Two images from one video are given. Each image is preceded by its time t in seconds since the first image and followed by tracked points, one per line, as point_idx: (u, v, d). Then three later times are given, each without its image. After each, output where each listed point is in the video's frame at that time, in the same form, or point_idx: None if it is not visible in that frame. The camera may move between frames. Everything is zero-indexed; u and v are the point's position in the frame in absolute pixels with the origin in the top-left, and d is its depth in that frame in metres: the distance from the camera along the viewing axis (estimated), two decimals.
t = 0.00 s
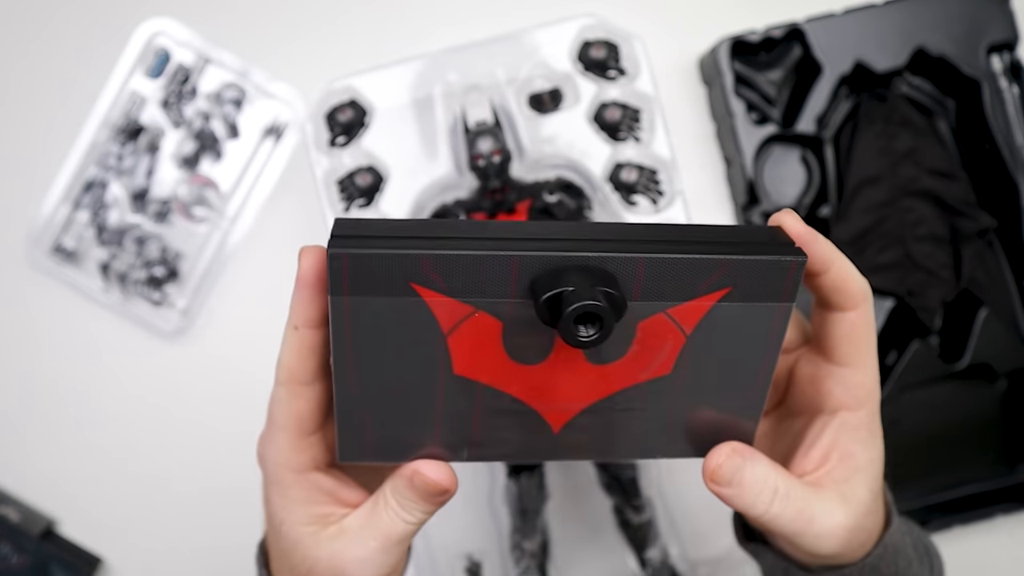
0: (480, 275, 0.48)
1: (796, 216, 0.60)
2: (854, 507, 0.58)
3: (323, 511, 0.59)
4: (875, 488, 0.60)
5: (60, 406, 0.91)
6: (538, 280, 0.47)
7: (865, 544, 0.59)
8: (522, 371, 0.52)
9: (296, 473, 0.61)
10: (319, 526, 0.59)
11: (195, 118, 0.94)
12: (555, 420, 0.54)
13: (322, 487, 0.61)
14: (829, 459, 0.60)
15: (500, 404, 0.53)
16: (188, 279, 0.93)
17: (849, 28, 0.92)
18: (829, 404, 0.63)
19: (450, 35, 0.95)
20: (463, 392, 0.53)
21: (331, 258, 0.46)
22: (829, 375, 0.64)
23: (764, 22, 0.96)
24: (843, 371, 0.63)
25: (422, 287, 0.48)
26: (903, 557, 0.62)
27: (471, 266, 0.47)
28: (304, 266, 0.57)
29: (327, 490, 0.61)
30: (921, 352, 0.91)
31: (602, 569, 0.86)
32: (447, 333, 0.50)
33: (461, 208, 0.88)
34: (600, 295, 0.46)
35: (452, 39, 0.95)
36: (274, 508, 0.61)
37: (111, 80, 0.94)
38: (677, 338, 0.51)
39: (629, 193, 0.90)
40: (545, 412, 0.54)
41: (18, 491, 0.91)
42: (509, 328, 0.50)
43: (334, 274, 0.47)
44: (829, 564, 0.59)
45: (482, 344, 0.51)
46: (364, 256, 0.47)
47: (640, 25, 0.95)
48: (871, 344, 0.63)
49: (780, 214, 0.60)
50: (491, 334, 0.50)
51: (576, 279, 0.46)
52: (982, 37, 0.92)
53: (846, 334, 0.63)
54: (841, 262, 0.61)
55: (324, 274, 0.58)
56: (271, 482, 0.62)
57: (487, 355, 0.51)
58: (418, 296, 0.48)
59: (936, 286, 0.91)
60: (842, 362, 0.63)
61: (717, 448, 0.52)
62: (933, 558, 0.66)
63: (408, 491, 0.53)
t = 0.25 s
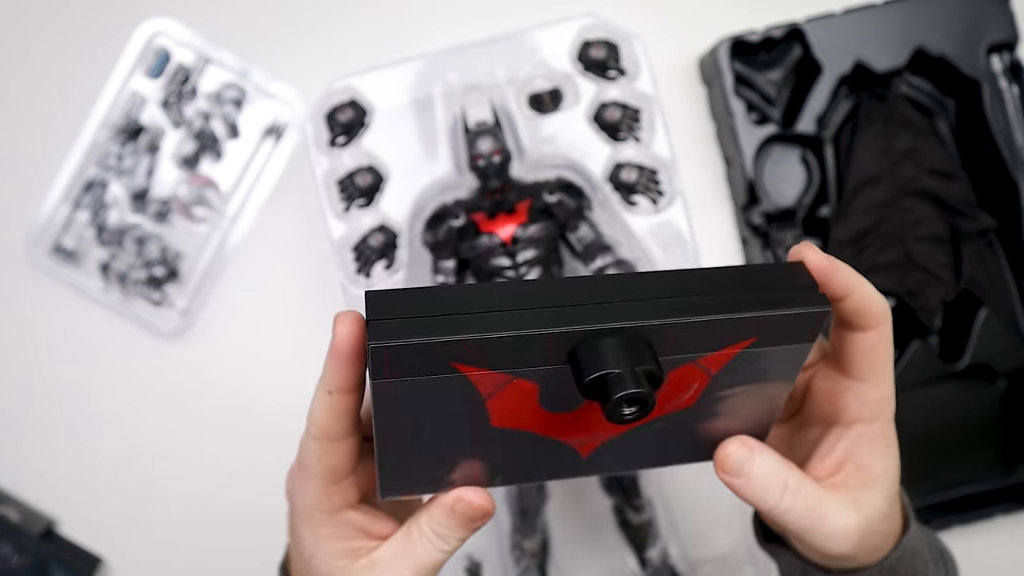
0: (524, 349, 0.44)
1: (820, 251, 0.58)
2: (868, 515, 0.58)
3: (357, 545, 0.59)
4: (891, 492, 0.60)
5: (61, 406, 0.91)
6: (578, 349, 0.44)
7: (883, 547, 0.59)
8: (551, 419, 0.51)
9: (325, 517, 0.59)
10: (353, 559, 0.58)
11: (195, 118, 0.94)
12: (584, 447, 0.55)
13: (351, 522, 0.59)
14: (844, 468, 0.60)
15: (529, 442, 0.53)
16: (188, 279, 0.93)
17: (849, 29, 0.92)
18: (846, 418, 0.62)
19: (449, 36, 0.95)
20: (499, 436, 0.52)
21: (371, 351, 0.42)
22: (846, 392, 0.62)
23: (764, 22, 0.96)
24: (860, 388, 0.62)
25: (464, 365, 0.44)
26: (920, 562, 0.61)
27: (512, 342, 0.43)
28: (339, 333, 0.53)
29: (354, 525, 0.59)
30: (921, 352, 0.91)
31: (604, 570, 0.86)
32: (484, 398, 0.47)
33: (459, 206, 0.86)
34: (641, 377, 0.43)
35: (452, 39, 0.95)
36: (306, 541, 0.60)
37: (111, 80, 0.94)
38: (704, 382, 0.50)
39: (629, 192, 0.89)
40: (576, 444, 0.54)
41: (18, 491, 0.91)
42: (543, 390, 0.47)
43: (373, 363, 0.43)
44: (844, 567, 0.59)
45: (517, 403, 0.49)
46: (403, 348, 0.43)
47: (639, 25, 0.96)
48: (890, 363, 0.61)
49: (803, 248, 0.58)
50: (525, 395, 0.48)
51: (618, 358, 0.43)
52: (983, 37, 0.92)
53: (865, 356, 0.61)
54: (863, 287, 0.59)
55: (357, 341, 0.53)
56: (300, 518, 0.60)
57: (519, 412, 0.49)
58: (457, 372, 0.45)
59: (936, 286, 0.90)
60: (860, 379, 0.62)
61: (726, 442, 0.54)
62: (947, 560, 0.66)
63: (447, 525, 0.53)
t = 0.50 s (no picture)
0: (500, 272, 0.51)
1: (771, 237, 0.64)
2: (854, 509, 0.57)
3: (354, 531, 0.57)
4: (883, 490, 0.59)
5: (60, 406, 0.91)
6: (546, 270, 0.50)
7: (882, 554, 0.60)
8: (528, 376, 0.51)
9: (319, 499, 0.59)
10: (352, 545, 0.56)
11: (195, 119, 0.94)
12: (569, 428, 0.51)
13: (349, 507, 0.59)
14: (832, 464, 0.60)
15: (511, 411, 0.51)
16: (188, 279, 0.93)
17: (849, 28, 0.92)
18: (829, 416, 0.62)
19: (449, 36, 0.95)
20: (484, 391, 0.51)
21: (376, 258, 0.50)
22: (825, 392, 0.63)
23: (764, 22, 0.96)
24: (838, 384, 0.62)
25: (450, 285, 0.50)
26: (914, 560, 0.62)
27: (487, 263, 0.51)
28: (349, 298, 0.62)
29: (354, 510, 0.58)
30: (921, 352, 0.91)
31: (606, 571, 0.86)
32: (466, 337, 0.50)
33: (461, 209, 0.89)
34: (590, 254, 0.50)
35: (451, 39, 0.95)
36: (305, 536, 0.58)
37: (111, 80, 0.94)
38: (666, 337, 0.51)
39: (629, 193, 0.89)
40: (560, 416, 0.51)
41: (19, 490, 0.91)
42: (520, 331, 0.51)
43: (377, 271, 0.50)
44: (845, 569, 0.59)
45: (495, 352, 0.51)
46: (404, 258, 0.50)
47: (639, 25, 0.96)
48: (858, 356, 0.63)
49: (756, 235, 0.64)
50: (502, 338, 0.50)
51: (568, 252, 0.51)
52: (983, 37, 0.92)
53: (830, 349, 0.63)
54: (806, 279, 0.64)
55: (365, 308, 0.62)
56: (300, 512, 0.59)
57: (494, 359, 0.51)
58: (443, 294, 0.50)
59: (936, 286, 0.91)
60: (834, 376, 0.63)
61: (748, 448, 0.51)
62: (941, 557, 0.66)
63: (441, 506, 0.50)
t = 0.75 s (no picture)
0: (499, 273, 0.52)
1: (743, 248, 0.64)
2: (842, 500, 0.58)
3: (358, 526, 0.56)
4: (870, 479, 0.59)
5: (60, 406, 0.91)
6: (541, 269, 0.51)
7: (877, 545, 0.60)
8: (525, 367, 0.51)
9: (318, 497, 0.59)
10: (357, 541, 0.55)
11: (195, 119, 0.94)
12: (568, 418, 0.51)
13: (349, 504, 0.58)
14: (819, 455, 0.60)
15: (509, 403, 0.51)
16: (188, 279, 0.93)
17: (849, 28, 0.92)
18: (813, 406, 0.62)
19: (449, 36, 0.95)
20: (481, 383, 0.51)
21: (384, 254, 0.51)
22: (808, 383, 0.63)
23: (765, 23, 0.96)
24: (818, 374, 0.63)
25: (450, 281, 0.52)
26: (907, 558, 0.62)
27: (486, 264, 0.52)
28: (352, 305, 0.62)
29: (353, 506, 0.58)
30: (921, 351, 0.91)
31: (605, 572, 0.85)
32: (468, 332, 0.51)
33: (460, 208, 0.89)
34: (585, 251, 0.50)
35: (452, 39, 0.95)
36: (308, 537, 0.58)
37: (111, 80, 0.94)
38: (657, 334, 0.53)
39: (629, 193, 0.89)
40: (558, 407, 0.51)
41: (18, 491, 0.90)
42: (517, 327, 0.52)
43: (383, 266, 0.52)
44: (842, 564, 0.60)
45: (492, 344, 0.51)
46: (409, 256, 0.52)
47: (638, 26, 0.96)
48: (837, 347, 0.64)
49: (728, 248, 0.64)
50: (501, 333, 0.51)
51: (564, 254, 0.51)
52: (983, 37, 0.92)
53: (809, 340, 0.64)
54: (784, 278, 0.64)
55: (369, 313, 0.63)
56: (299, 514, 0.59)
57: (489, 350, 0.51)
58: (447, 292, 0.52)
59: (936, 286, 0.91)
60: (817, 366, 0.63)
61: (763, 453, 0.51)
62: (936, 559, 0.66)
63: (443, 503, 0.49)
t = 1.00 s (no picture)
0: (504, 269, 0.57)
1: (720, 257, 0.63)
2: (824, 480, 0.58)
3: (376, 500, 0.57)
4: (852, 461, 0.60)
5: (61, 405, 0.91)
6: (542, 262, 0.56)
7: (862, 525, 0.60)
8: (526, 351, 0.54)
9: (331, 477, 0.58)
10: (374, 516, 0.56)
11: (195, 119, 0.94)
12: (567, 395, 0.53)
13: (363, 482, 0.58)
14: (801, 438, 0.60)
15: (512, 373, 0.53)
16: (188, 279, 0.93)
17: (848, 28, 0.92)
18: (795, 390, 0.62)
19: (448, 36, 0.95)
20: (487, 364, 0.53)
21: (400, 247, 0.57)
22: (790, 369, 0.63)
23: (766, 22, 0.96)
24: (799, 359, 0.63)
25: (461, 272, 0.56)
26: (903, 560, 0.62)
27: (491, 261, 0.57)
28: (368, 296, 0.61)
29: (367, 483, 0.58)
30: (921, 352, 0.90)
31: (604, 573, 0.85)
32: (474, 312, 0.55)
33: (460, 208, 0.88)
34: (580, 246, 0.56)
35: (451, 39, 0.95)
36: (325, 517, 0.57)
37: (111, 81, 0.94)
38: (648, 325, 0.56)
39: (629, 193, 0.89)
40: (558, 386, 0.53)
41: (18, 491, 0.90)
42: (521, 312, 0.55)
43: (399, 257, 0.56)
44: (829, 545, 0.60)
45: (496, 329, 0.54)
46: (422, 250, 0.57)
47: (638, 26, 0.96)
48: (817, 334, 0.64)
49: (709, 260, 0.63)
50: (503, 317, 0.55)
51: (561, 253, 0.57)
52: (982, 38, 0.92)
53: (790, 327, 0.64)
54: (766, 274, 0.64)
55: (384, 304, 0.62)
56: (316, 495, 0.58)
57: (492, 334, 0.54)
58: (456, 280, 0.56)
59: (936, 286, 0.90)
60: (798, 351, 0.63)
61: (767, 435, 0.54)
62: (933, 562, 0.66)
63: (455, 467, 0.50)
